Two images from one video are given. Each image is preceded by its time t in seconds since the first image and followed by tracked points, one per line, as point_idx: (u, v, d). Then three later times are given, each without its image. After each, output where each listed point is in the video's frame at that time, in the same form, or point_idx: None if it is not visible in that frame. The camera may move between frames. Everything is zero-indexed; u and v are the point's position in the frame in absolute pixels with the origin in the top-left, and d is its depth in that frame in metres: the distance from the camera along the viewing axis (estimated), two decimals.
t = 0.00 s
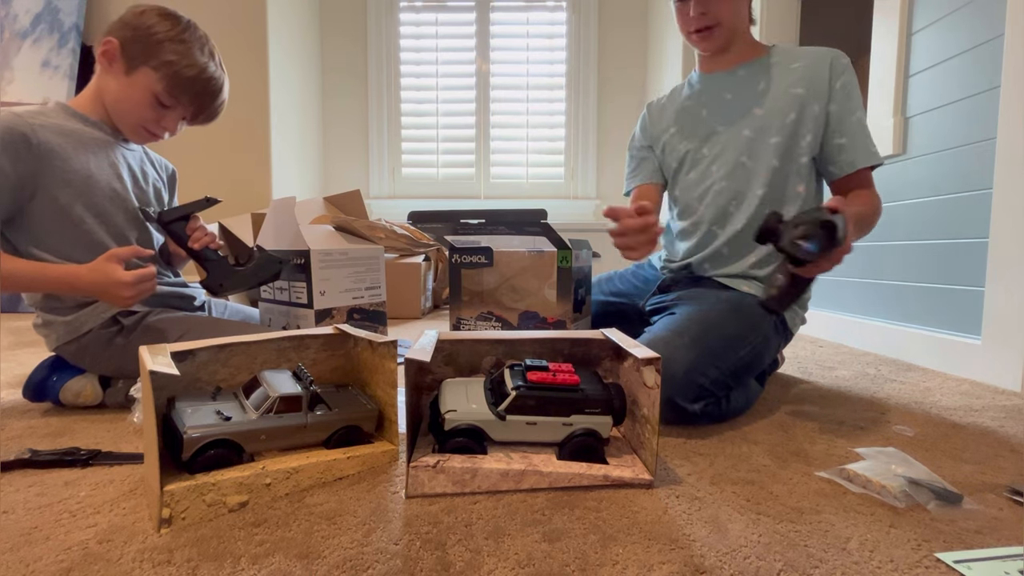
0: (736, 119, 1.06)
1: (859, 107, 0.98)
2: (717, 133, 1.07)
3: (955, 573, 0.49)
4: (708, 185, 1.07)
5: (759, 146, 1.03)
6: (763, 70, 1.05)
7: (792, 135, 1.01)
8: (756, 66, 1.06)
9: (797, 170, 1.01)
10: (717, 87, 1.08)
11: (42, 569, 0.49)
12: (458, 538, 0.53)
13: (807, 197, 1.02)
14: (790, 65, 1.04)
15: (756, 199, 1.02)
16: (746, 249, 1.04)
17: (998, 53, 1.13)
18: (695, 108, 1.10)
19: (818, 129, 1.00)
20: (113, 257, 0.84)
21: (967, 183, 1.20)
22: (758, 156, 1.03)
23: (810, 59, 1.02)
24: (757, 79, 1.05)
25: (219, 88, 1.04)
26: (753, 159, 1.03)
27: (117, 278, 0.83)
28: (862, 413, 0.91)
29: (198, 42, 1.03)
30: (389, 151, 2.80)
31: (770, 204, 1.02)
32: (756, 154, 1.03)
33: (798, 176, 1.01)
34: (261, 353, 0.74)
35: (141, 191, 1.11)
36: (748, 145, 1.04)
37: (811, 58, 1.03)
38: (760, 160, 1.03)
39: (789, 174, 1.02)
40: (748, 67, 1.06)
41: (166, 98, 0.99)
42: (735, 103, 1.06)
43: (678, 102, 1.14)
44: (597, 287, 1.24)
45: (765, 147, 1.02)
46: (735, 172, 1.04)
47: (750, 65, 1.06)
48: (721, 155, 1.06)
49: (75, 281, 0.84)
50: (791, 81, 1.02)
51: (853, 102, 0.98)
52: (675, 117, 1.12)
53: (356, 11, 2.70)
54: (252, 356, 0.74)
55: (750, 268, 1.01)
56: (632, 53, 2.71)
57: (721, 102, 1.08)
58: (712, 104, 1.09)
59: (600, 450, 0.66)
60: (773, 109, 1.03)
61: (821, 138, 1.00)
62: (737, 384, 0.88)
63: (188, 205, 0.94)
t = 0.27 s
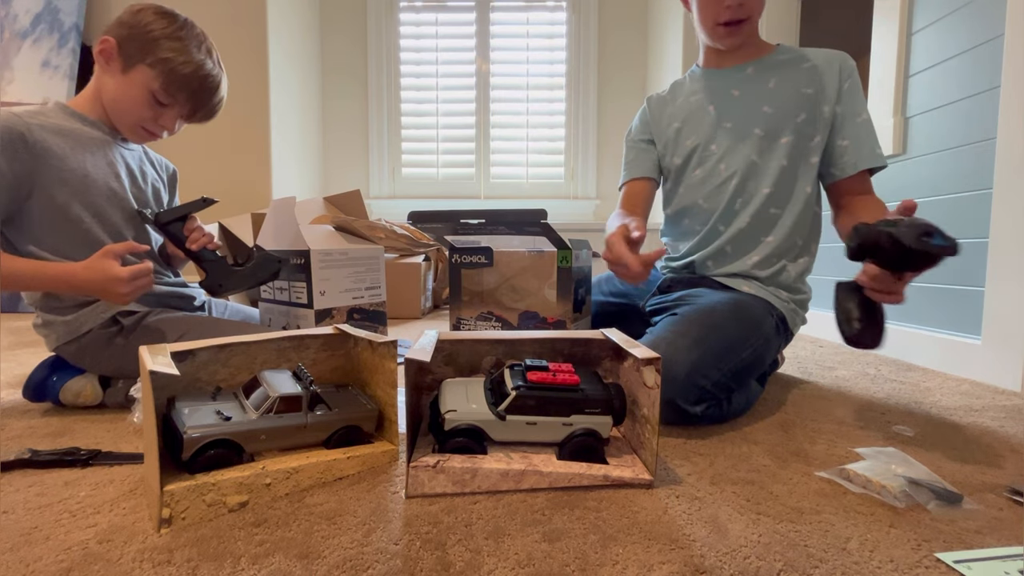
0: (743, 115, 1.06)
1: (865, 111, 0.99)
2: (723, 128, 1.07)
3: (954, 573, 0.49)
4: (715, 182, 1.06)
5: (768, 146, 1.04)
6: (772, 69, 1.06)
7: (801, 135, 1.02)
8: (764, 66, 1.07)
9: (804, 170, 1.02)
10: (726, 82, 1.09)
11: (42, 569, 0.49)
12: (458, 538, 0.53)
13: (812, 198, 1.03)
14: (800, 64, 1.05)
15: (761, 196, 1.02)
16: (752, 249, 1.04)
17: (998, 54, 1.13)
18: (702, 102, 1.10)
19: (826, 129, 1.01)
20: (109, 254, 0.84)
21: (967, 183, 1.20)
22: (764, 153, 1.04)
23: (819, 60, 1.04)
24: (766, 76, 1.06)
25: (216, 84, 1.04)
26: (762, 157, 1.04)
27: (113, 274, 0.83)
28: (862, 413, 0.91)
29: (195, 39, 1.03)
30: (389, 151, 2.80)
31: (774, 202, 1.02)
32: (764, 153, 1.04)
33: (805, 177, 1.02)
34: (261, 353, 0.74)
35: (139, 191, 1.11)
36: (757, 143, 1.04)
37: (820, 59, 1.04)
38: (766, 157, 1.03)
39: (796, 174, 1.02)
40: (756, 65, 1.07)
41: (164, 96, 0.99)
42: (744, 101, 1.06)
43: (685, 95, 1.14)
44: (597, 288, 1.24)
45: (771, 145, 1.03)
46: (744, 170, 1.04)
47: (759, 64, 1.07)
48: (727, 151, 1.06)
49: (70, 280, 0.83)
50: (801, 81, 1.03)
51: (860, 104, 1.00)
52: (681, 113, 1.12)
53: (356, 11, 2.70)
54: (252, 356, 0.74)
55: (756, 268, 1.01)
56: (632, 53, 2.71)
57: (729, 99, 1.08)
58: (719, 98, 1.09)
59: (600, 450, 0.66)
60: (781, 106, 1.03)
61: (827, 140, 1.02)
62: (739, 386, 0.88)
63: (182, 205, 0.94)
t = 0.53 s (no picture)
0: (744, 120, 1.06)
1: (865, 119, 0.98)
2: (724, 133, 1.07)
3: (955, 573, 0.49)
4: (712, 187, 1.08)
5: (766, 153, 1.03)
6: (774, 74, 1.05)
7: (801, 143, 1.01)
8: (767, 69, 1.06)
9: (802, 179, 1.02)
10: (728, 87, 1.09)
11: (42, 569, 0.49)
12: (458, 538, 0.53)
13: (811, 207, 1.03)
14: (804, 68, 1.03)
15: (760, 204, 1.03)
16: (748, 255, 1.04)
17: (998, 53, 1.13)
18: (704, 107, 1.11)
19: (827, 137, 1.00)
20: (101, 248, 0.85)
21: (968, 183, 1.20)
22: (763, 160, 1.03)
23: (824, 64, 1.02)
24: (768, 81, 1.05)
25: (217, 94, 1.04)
26: (759, 165, 1.04)
27: (109, 266, 0.84)
28: (862, 413, 0.91)
29: (200, 49, 1.03)
30: (389, 151, 2.80)
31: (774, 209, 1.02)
32: (762, 160, 1.04)
33: (804, 185, 1.02)
34: (261, 353, 0.74)
35: (134, 189, 1.11)
36: (755, 150, 1.04)
37: (825, 63, 1.02)
38: (764, 165, 1.03)
39: (795, 182, 1.02)
40: (758, 69, 1.07)
41: (163, 103, 0.99)
42: (745, 106, 1.06)
43: (690, 98, 1.14)
44: (597, 287, 1.24)
45: (770, 152, 1.03)
46: (740, 177, 1.05)
47: (762, 67, 1.07)
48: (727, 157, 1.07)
49: (64, 276, 0.83)
50: (804, 87, 1.02)
51: (864, 112, 0.99)
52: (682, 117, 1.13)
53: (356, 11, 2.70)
54: (252, 356, 0.74)
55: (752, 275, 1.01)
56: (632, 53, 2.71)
57: (729, 103, 1.08)
58: (721, 104, 1.09)
59: (600, 451, 0.66)
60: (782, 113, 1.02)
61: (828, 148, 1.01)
62: (739, 386, 0.88)
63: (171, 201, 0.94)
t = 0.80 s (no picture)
0: (742, 121, 1.06)
1: (862, 121, 0.97)
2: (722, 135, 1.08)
3: (954, 573, 0.49)
4: (708, 189, 1.09)
5: (760, 155, 1.03)
6: (773, 75, 1.05)
7: (795, 145, 1.00)
8: (766, 71, 1.06)
9: (797, 181, 1.01)
10: (727, 88, 1.09)
11: (42, 569, 0.49)
12: (458, 538, 0.53)
13: (808, 209, 1.02)
14: (803, 69, 1.02)
15: (756, 205, 1.03)
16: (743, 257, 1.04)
17: (998, 53, 1.13)
18: (704, 108, 1.11)
19: (823, 139, 0.99)
20: (100, 245, 0.85)
21: (968, 182, 1.20)
22: (758, 162, 1.04)
23: (824, 64, 1.01)
24: (765, 82, 1.05)
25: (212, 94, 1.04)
26: (753, 167, 1.04)
27: (109, 263, 0.84)
28: (862, 413, 0.91)
29: (195, 49, 1.03)
30: (389, 151, 2.79)
31: (769, 210, 1.02)
32: (756, 161, 1.04)
33: (799, 187, 1.01)
34: (261, 353, 0.74)
35: (131, 189, 1.11)
36: (749, 152, 1.05)
37: (824, 63, 1.01)
38: (759, 166, 1.03)
39: (789, 184, 1.02)
40: (757, 70, 1.06)
41: (157, 103, 0.99)
42: (743, 107, 1.07)
43: (692, 98, 1.14)
44: (597, 288, 1.24)
45: (765, 153, 1.03)
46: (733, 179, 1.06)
47: (761, 68, 1.06)
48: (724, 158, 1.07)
49: (65, 275, 0.83)
50: (801, 88, 1.01)
51: (862, 114, 0.97)
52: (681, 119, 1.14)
53: (355, 11, 2.70)
54: (252, 356, 0.74)
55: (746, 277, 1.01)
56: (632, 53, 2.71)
57: (727, 105, 1.09)
58: (720, 105, 1.09)
59: (601, 451, 0.66)
60: (777, 114, 1.02)
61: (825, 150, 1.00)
62: (738, 385, 0.88)
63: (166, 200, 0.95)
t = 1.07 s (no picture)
0: (728, 122, 1.07)
1: (848, 110, 0.98)
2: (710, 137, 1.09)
3: (954, 573, 0.49)
4: (700, 190, 1.09)
5: (749, 152, 1.04)
6: (755, 74, 1.06)
7: (784, 140, 1.01)
8: (747, 70, 1.07)
9: (789, 176, 1.02)
10: (711, 90, 1.10)
11: (42, 569, 0.49)
12: (458, 538, 0.53)
13: (801, 202, 1.02)
14: (783, 65, 1.03)
15: (748, 203, 1.03)
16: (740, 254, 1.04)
17: (998, 53, 1.13)
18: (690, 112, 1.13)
19: (811, 131, 0.99)
20: (100, 246, 0.85)
21: (968, 182, 1.20)
22: (747, 160, 1.04)
23: (804, 59, 1.02)
24: (748, 81, 1.06)
25: (212, 94, 1.04)
26: (742, 165, 1.04)
27: (109, 265, 0.84)
28: (862, 413, 0.91)
29: (195, 49, 1.03)
30: (389, 151, 2.79)
31: (762, 207, 1.03)
32: (746, 160, 1.04)
33: (791, 181, 1.02)
34: (261, 353, 0.74)
35: (132, 188, 1.11)
36: (737, 151, 1.05)
37: (804, 58, 1.02)
38: (749, 164, 1.04)
39: (780, 179, 1.02)
40: (738, 70, 1.08)
41: (157, 103, 0.99)
42: (728, 108, 1.07)
43: (678, 105, 1.16)
44: (598, 287, 1.24)
45: (754, 151, 1.03)
46: (723, 178, 1.06)
47: (742, 69, 1.08)
48: (713, 160, 1.08)
49: (66, 277, 0.83)
50: (783, 84, 1.02)
51: (847, 104, 0.98)
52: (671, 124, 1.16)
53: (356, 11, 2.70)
54: (252, 356, 0.74)
55: (742, 275, 1.01)
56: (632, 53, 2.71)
57: (712, 107, 1.10)
58: (705, 108, 1.11)
59: (601, 451, 0.66)
60: (763, 111, 1.03)
61: (814, 142, 1.00)
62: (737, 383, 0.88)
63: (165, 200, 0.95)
